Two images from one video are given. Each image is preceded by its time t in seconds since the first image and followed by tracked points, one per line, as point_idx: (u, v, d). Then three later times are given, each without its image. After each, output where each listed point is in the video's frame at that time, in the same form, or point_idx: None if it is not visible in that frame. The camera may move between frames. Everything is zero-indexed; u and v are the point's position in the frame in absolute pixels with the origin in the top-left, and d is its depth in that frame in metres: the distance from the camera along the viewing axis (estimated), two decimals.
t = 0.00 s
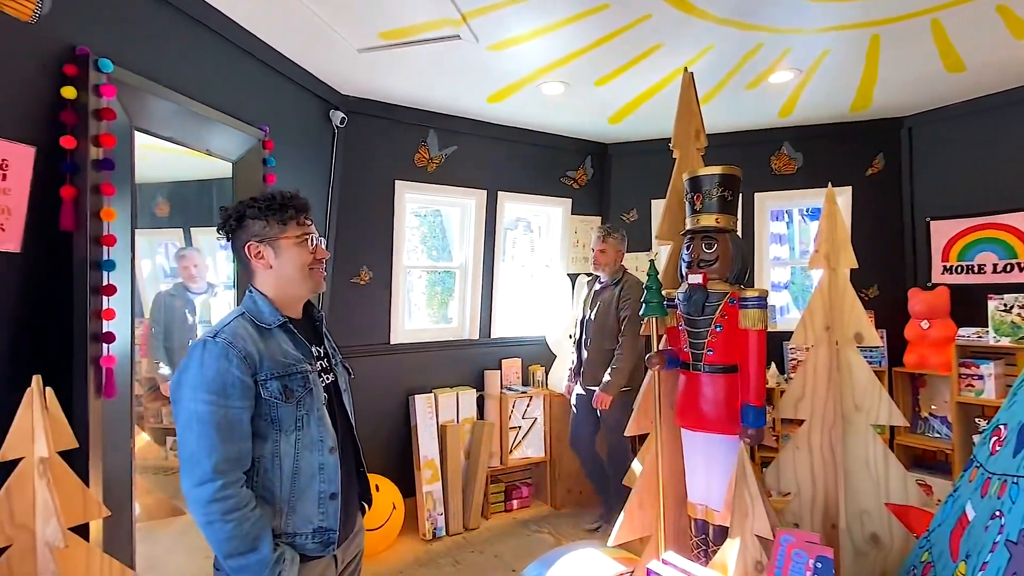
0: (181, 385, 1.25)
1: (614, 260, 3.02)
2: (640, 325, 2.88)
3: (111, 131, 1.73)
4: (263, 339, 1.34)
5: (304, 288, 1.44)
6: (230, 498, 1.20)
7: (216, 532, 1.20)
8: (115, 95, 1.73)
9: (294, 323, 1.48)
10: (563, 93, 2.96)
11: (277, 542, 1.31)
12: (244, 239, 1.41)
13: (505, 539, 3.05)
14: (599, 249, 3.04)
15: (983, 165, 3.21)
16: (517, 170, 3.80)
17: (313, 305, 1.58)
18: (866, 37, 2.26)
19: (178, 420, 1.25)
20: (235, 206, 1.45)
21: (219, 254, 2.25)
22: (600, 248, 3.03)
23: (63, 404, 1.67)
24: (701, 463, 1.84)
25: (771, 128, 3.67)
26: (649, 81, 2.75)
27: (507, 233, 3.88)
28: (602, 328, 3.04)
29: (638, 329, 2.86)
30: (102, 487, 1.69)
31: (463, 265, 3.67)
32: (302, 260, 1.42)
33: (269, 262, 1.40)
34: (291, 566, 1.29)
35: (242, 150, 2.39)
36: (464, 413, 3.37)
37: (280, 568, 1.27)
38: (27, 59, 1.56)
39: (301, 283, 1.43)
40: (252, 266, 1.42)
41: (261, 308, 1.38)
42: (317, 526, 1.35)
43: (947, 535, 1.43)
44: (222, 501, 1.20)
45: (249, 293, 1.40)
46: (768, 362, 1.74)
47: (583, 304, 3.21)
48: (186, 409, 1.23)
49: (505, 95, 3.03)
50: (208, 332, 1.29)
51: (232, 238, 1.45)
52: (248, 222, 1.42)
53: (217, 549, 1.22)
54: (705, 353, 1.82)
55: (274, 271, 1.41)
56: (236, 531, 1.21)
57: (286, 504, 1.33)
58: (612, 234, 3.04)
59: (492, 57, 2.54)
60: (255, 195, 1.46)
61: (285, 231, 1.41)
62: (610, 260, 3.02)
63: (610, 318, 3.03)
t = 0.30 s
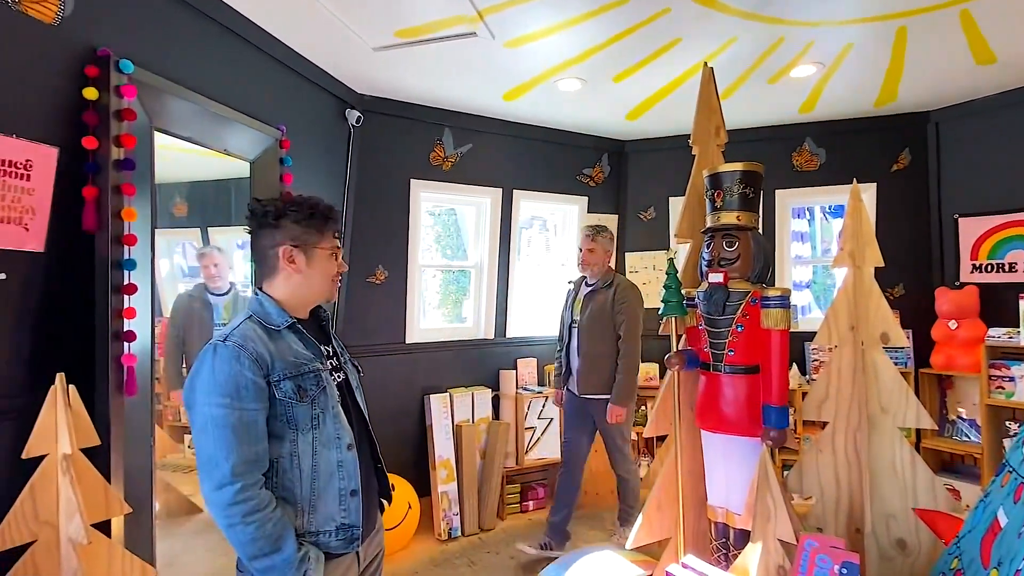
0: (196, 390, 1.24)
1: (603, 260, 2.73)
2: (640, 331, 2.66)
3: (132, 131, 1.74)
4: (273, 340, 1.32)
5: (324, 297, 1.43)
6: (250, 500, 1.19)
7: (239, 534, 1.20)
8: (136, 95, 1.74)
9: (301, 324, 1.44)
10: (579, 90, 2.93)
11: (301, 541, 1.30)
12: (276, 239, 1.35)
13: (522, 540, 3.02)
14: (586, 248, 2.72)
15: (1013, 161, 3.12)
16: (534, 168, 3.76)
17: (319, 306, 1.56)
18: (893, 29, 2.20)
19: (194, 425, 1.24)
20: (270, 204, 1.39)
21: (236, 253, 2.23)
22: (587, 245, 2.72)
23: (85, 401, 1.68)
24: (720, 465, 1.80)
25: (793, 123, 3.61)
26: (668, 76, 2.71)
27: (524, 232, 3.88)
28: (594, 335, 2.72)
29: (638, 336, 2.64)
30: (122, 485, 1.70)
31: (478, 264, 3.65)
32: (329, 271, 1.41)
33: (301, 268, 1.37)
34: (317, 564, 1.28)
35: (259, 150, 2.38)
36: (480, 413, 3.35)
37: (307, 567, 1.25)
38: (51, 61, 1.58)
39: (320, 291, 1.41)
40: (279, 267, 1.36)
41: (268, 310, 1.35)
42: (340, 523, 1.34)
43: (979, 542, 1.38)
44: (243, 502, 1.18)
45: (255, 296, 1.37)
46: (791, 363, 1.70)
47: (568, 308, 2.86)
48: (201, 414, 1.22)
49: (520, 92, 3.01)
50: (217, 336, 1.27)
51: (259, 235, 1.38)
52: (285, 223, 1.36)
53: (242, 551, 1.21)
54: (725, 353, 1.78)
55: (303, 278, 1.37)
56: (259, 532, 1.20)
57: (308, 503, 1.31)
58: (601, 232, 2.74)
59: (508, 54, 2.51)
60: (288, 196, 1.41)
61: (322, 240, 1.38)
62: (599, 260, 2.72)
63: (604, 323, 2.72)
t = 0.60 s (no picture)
0: (216, 387, 1.23)
1: (587, 254, 2.59)
2: (625, 326, 2.57)
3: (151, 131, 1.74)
4: (294, 339, 1.30)
5: (342, 293, 1.41)
6: (271, 500, 1.18)
7: (259, 534, 1.18)
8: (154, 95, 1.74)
9: (318, 323, 1.41)
10: (595, 87, 2.90)
11: (319, 541, 1.29)
12: (299, 238, 1.32)
13: (536, 541, 3.00)
14: (570, 242, 2.58)
15: None
16: (550, 166, 3.73)
17: (333, 305, 1.53)
18: (918, 22, 2.15)
19: (214, 424, 1.23)
20: (286, 201, 1.34)
21: (252, 253, 2.20)
22: (570, 239, 2.57)
23: (105, 399, 1.68)
24: (740, 467, 1.76)
25: (813, 119, 3.55)
26: (685, 72, 2.67)
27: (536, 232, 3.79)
28: (581, 333, 2.58)
29: (624, 332, 2.56)
30: (141, 484, 1.70)
31: (491, 263, 3.63)
32: (348, 266, 1.40)
33: (324, 266, 1.35)
34: (334, 565, 1.27)
35: (275, 149, 2.37)
36: (494, 413, 3.33)
37: (325, 567, 1.25)
38: (72, 62, 1.58)
39: (339, 288, 1.39)
40: (301, 266, 1.33)
41: (287, 308, 1.32)
42: (357, 524, 1.33)
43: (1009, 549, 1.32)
44: (264, 502, 1.17)
45: (272, 293, 1.34)
46: (813, 364, 1.66)
47: (550, 305, 2.70)
48: (222, 412, 1.20)
49: (535, 90, 2.98)
50: (238, 333, 1.25)
51: (278, 233, 1.34)
52: (305, 220, 1.33)
53: (261, 551, 1.20)
54: (745, 354, 1.75)
55: (326, 276, 1.35)
56: (279, 532, 1.19)
57: (325, 503, 1.30)
58: (585, 225, 2.60)
59: (523, 51, 2.49)
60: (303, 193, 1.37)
61: (342, 236, 1.36)
62: (582, 254, 2.58)
63: (590, 320, 2.58)
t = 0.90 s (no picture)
0: (234, 385, 1.22)
1: (576, 253, 2.46)
2: (617, 328, 2.43)
3: (166, 130, 1.72)
4: (312, 338, 1.29)
5: (358, 292, 1.40)
6: (288, 500, 1.17)
7: (276, 534, 1.17)
8: (169, 94, 1.72)
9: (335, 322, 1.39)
10: (609, 83, 2.87)
11: (334, 541, 1.28)
12: (316, 236, 1.30)
13: (549, 543, 2.98)
14: (559, 241, 2.44)
15: None
16: (563, 165, 3.70)
17: (348, 305, 1.51)
18: (941, 15, 2.10)
19: (231, 423, 1.21)
20: (304, 199, 1.33)
21: (264, 253, 2.20)
22: (560, 238, 2.43)
23: (120, 398, 1.68)
24: (757, 470, 1.73)
25: (830, 116, 3.49)
26: (700, 68, 2.63)
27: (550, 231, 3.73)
28: (571, 334, 2.44)
29: (614, 334, 2.42)
30: (156, 484, 1.69)
31: (503, 263, 3.60)
32: (365, 265, 1.38)
33: (341, 265, 1.33)
34: (349, 566, 1.26)
35: (289, 148, 2.36)
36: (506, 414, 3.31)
37: (340, 568, 1.23)
38: (88, 61, 1.58)
39: (355, 285, 1.37)
40: (318, 265, 1.32)
41: (304, 307, 1.31)
42: (372, 525, 1.31)
43: None
44: (281, 502, 1.16)
45: (289, 292, 1.33)
46: (833, 365, 1.63)
47: (540, 305, 2.56)
48: (240, 411, 1.19)
49: (548, 87, 2.96)
50: (256, 331, 1.24)
51: (295, 231, 1.32)
52: (322, 219, 1.31)
53: (278, 551, 1.19)
54: (763, 354, 1.71)
55: (343, 275, 1.34)
56: (296, 532, 1.17)
57: (339, 503, 1.29)
58: (575, 222, 2.46)
59: (537, 48, 2.46)
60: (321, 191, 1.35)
61: (358, 234, 1.34)
62: (572, 253, 2.45)
63: (580, 321, 2.43)
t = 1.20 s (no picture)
0: (258, 382, 1.21)
1: (574, 255, 2.35)
2: (616, 333, 2.34)
3: (181, 129, 1.72)
4: (335, 336, 1.28)
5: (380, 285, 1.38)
6: (310, 497, 1.16)
7: (296, 532, 1.16)
8: (183, 94, 1.72)
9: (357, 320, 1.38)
10: (622, 80, 2.84)
11: (352, 541, 1.26)
12: (331, 239, 1.29)
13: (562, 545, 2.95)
14: (557, 241, 2.32)
15: None
16: (575, 163, 3.67)
17: (366, 302, 1.49)
18: (962, 9, 2.06)
19: (254, 419, 1.20)
20: (310, 204, 1.31)
21: (273, 251, 2.19)
22: (558, 238, 2.32)
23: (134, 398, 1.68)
24: (774, 472, 1.70)
25: (847, 112, 3.44)
26: (714, 65, 2.60)
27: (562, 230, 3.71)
28: (568, 341, 2.32)
29: (614, 339, 2.31)
30: (171, 483, 1.68)
31: (514, 262, 3.58)
32: (383, 256, 1.36)
33: (360, 261, 1.32)
34: (367, 565, 1.24)
35: (300, 146, 2.35)
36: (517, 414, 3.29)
37: (359, 568, 1.21)
38: (103, 60, 1.58)
39: (377, 276, 1.36)
40: (338, 265, 1.31)
41: (327, 304, 1.29)
42: (389, 525, 1.30)
43: None
44: (303, 500, 1.15)
45: (311, 289, 1.31)
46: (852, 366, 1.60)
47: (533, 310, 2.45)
48: (263, 407, 1.18)
49: (560, 85, 2.94)
50: (280, 328, 1.23)
51: (309, 237, 1.30)
52: (331, 221, 1.29)
53: (297, 549, 1.17)
54: (780, 355, 1.68)
55: (365, 270, 1.32)
56: (317, 531, 1.16)
57: (357, 502, 1.28)
58: (574, 222, 2.35)
59: (549, 45, 2.44)
60: (322, 192, 1.33)
61: (370, 227, 1.33)
62: (570, 255, 2.34)
63: (577, 326, 2.32)
